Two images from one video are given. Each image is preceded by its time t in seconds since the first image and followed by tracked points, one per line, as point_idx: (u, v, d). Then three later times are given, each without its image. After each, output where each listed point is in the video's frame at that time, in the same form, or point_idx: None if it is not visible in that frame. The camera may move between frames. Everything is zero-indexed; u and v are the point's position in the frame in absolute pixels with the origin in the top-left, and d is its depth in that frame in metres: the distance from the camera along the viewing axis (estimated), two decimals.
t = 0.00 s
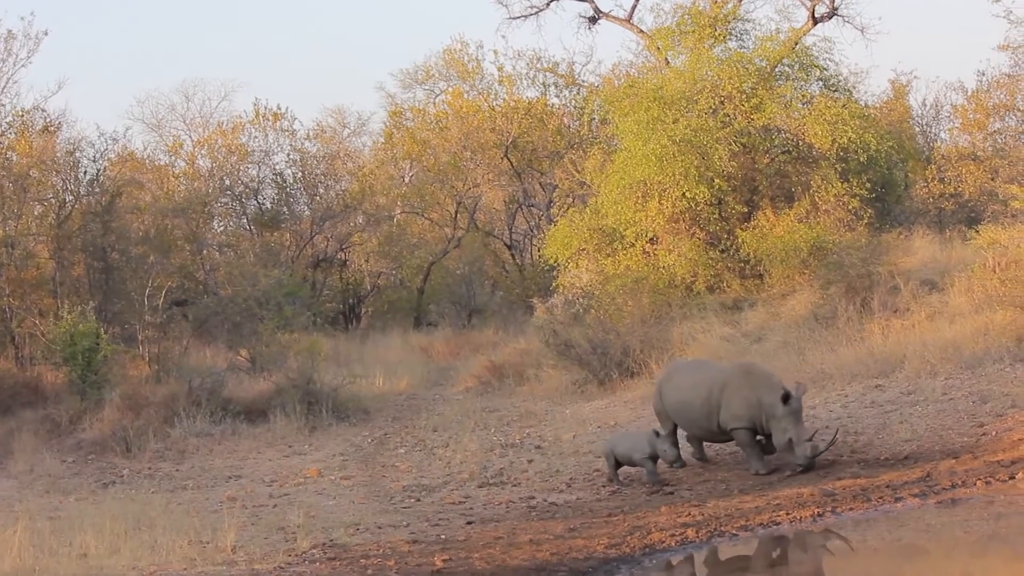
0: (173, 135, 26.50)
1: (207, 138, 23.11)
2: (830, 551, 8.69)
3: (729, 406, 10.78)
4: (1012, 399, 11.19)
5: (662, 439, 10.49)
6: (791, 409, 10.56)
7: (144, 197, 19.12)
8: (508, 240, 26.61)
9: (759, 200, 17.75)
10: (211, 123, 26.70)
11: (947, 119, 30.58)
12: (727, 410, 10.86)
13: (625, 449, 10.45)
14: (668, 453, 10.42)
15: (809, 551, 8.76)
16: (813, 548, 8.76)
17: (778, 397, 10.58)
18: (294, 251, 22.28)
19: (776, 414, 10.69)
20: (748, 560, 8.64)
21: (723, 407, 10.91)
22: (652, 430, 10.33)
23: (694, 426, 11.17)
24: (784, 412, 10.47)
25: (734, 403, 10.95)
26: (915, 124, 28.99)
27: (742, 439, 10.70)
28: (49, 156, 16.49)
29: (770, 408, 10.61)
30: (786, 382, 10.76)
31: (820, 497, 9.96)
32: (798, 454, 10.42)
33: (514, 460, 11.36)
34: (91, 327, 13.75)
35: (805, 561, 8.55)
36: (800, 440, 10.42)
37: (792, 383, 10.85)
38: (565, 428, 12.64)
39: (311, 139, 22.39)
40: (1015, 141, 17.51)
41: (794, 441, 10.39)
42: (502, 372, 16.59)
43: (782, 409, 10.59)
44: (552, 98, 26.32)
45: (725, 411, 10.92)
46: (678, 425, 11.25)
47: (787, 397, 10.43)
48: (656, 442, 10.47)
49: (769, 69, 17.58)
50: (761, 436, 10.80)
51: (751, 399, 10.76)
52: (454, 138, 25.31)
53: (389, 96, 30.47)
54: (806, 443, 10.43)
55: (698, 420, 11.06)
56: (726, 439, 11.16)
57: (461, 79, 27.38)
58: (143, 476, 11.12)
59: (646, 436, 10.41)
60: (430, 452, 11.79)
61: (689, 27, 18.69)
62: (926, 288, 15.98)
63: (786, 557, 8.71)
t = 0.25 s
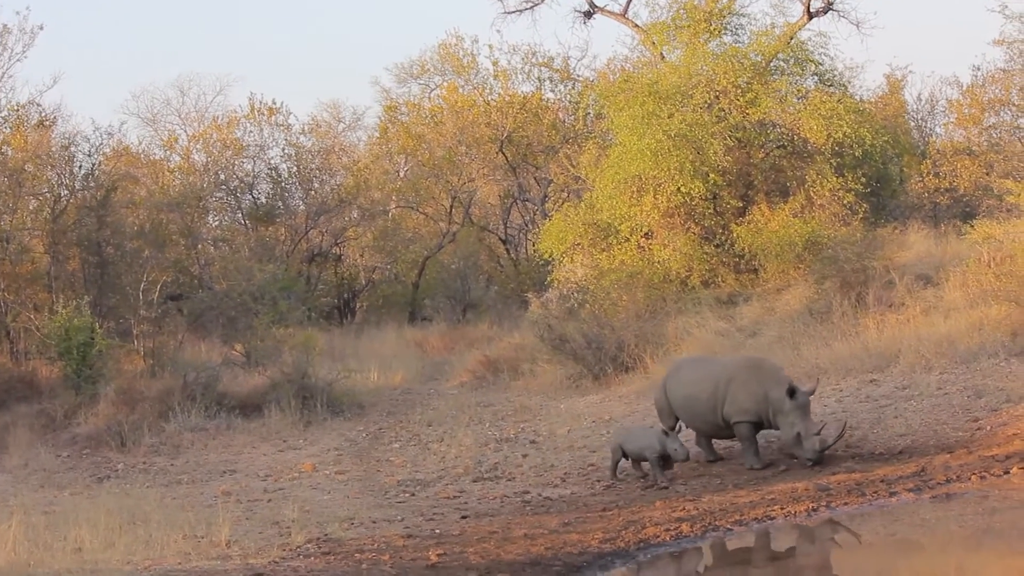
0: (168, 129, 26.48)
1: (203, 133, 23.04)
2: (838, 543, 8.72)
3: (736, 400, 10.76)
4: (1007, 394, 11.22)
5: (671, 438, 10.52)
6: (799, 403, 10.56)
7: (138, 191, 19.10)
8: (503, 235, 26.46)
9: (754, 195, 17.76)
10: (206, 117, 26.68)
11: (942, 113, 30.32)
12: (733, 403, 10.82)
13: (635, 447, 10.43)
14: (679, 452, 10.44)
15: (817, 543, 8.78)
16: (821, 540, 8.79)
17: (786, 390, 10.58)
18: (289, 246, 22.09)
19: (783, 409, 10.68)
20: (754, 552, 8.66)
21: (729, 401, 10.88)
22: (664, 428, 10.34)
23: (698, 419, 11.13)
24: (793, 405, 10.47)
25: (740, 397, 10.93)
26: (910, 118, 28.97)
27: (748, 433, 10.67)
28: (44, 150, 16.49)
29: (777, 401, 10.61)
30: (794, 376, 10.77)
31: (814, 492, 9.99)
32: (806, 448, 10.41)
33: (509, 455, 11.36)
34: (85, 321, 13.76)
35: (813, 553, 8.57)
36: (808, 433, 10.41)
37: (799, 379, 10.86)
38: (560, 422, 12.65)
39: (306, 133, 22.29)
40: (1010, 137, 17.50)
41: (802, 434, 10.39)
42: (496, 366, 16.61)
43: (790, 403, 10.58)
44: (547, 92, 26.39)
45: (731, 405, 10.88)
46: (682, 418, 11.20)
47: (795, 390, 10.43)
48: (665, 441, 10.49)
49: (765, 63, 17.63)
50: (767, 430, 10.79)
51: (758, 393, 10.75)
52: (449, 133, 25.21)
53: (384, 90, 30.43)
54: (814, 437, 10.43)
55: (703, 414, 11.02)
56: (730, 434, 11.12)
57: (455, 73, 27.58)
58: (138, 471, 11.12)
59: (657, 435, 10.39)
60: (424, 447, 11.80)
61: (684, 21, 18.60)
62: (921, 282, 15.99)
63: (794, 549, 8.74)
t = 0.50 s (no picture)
0: (154, 126, 26.45)
1: (189, 129, 23.05)
2: (841, 534, 8.77)
3: (737, 395, 10.77)
4: (993, 390, 11.26)
5: (674, 431, 10.47)
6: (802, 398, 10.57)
7: (124, 186, 19.05)
8: (488, 230, 26.49)
9: (739, 190, 17.93)
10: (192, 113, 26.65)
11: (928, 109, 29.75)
12: (735, 398, 10.82)
13: (636, 442, 10.41)
14: (681, 446, 10.44)
15: (821, 535, 8.84)
16: (824, 531, 8.84)
17: (789, 386, 10.61)
18: (275, 242, 21.88)
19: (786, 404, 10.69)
20: (757, 544, 8.70)
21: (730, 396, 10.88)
22: (666, 424, 10.30)
23: (697, 415, 11.11)
24: (796, 400, 10.49)
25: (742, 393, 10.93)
26: (896, 115, 28.98)
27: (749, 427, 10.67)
28: (30, 146, 16.47)
29: (780, 396, 10.62)
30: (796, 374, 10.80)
31: (799, 487, 10.00)
32: (810, 443, 10.41)
33: (494, 450, 11.35)
34: (71, 317, 13.74)
35: (815, 544, 8.62)
36: (811, 429, 10.41)
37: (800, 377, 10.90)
38: (544, 417, 12.65)
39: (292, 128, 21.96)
40: (995, 134, 17.51)
41: (805, 430, 10.41)
42: (482, 362, 16.63)
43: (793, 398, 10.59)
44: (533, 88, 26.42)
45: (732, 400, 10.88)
46: (682, 413, 11.17)
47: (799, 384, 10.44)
48: (668, 434, 10.46)
49: (750, 59, 17.71)
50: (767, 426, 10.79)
51: (760, 388, 10.76)
52: (435, 129, 25.67)
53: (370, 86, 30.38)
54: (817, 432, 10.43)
55: (704, 410, 11.02)
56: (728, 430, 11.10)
57: (441, 69, 27.61)
58: (122, 466, 11.12)
59: (659, 426, 10.38)
60: (409, 443, 11.79)
61: (670, 18, 18.76)
62: (906, 278, 16.01)
63: (796, 540, 8.80)
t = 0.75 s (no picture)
0: (137, 122, 26.38)
1: (170, 127, 22.99)
2: (843, 529, 8.81)
3: (738, 391, 10.82)
4: (975, 387, 11.30)
5: (676, 426, 10.63)
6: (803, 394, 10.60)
7: (107, 184, 18.99)
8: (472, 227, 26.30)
9: (722, 187, 17.87)
10: (175, 110, 26.59)
11: (912, 107, 28.54)
12: (736, 394, 10.87)
13: (638, 437, 10.57)
14: (683, 441, 10.60)
15: (822, 529, 8.91)
16: (825, 526, 8.87)
17: (790, 382, 10.64)
18: (257, 239, 22.10)
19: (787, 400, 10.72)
20: (758, 539, 8.73)
21: (731, 393, 10.93)
22: (669, 419, 10.48)
23: (699, 410, 11.17)
24: (796, 396, 10.52)
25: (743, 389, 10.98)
26: (879, 110, 28.86)
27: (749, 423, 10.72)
28: (13, 143, 16.42)
29: (781, 393, 10.66)
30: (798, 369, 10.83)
31: (782, 485, 10.01)
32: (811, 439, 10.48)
33: (477, 448, 11.35)
34: (53, 314, 13.71)
35: (817, 539, 8.65)
36: (812, 425, 10.46)
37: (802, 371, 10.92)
38: (526, 414, 12.65)
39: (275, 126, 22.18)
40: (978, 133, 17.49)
41: (805, 426, 10.44)
42: (465, 359, 16.73)
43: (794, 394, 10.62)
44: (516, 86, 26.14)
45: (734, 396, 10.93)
46: (684, 408, 11.23)
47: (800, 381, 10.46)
48: (670, 429, 10.62)
49: (733, 56, 17.55)
50: (768, 422, 10.84)
51: (760, 384, 10.80)
52: (417, 126, 25.29)
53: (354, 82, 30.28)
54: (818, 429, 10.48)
55: (705, 406, 11.08)
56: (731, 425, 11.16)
57: (424, 65, 27.29)
58: (105, 464, 11.12)
59: (662, 422, 10.56)
60: (392, 440, 11.79)
61: (652, 14, 18.54)
62: (888, 275, 16.01)
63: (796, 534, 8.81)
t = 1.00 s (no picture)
0: (123, 122, 26.32)
1: (155, 126, 22.96)
2: (844, 528, 8.76)
3: (741, 391, 10.82)
4: (960, 387, 11.33)
5: (679, 423, 10.60)
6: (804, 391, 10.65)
7: (92, 183, 18.95)
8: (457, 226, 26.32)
9: (707, 187, 17.90)
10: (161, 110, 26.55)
11: (898, 108, 28.25)
12: (738, 393, 10.90)
13: (642, 439, 10.52)
14: (687, 435, 10.53)
15: (823, 528, 8.88)
16: (826, 526, 8.83)
17: (791, 379, 10.69)
18: (242, 239, 21.98)
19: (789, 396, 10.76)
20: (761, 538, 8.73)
21: (733, 393, 10.93)
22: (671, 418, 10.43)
23: (701, 411, 11.16)
24: (798, 392, 10.58)
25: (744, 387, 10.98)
26: (865, 108, 28.77)
27: (752, 422, 10.75)
28: None
29: (784, 390, 10.69)
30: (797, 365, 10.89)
31: (767, 484, 10.01)
32: (813, 435, 10.50)
33: (462, 447, 11.34)
34: (39, 313, 13.65)
35: (818, 540, 8.60)
36: (815, 421, 10.50)
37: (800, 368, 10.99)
38: (511, 414, 12.64)
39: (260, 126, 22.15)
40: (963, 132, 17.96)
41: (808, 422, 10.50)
42: (449, 359, 16.78)
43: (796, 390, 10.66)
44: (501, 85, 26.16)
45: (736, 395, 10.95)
46: (685, 410, 11.22)
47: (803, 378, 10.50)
48: (673, 427, 10.57)
49: (718, 56, 17.59)
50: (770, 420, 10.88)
51: (762, 383, 10.82)
52: (402, 126, 25.28)
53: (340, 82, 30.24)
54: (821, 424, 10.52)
55: (707, 406, 11.07)
56: (731, 425, 11.18)
57: (408, 65, 27.17)
58: (90, 463, 11.13)
59: (665, 422, 10.50)
60: (377, 440, 11.79)
61: (638, 14, 18.52)
62: (873, 275, 16.01)
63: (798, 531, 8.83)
